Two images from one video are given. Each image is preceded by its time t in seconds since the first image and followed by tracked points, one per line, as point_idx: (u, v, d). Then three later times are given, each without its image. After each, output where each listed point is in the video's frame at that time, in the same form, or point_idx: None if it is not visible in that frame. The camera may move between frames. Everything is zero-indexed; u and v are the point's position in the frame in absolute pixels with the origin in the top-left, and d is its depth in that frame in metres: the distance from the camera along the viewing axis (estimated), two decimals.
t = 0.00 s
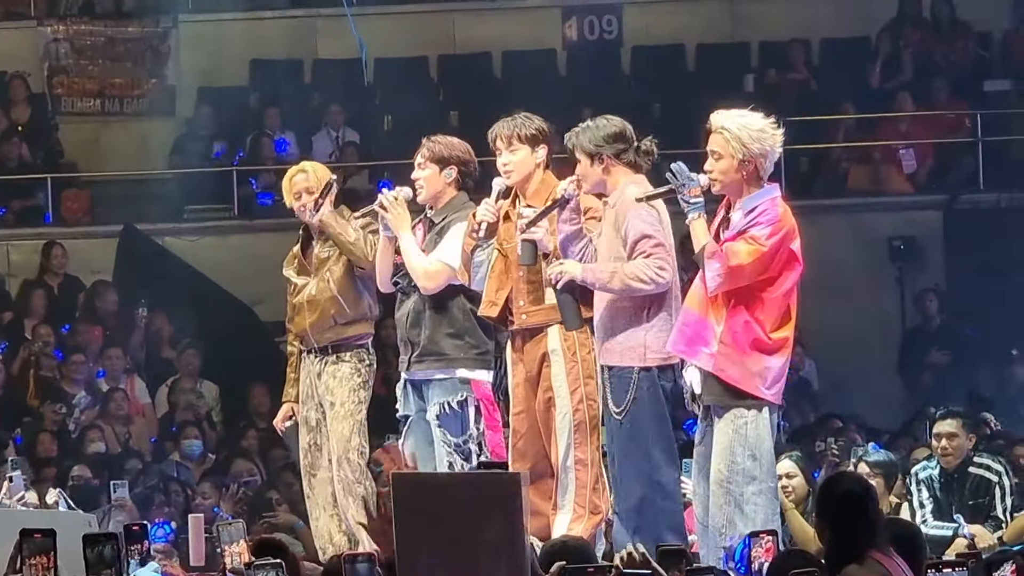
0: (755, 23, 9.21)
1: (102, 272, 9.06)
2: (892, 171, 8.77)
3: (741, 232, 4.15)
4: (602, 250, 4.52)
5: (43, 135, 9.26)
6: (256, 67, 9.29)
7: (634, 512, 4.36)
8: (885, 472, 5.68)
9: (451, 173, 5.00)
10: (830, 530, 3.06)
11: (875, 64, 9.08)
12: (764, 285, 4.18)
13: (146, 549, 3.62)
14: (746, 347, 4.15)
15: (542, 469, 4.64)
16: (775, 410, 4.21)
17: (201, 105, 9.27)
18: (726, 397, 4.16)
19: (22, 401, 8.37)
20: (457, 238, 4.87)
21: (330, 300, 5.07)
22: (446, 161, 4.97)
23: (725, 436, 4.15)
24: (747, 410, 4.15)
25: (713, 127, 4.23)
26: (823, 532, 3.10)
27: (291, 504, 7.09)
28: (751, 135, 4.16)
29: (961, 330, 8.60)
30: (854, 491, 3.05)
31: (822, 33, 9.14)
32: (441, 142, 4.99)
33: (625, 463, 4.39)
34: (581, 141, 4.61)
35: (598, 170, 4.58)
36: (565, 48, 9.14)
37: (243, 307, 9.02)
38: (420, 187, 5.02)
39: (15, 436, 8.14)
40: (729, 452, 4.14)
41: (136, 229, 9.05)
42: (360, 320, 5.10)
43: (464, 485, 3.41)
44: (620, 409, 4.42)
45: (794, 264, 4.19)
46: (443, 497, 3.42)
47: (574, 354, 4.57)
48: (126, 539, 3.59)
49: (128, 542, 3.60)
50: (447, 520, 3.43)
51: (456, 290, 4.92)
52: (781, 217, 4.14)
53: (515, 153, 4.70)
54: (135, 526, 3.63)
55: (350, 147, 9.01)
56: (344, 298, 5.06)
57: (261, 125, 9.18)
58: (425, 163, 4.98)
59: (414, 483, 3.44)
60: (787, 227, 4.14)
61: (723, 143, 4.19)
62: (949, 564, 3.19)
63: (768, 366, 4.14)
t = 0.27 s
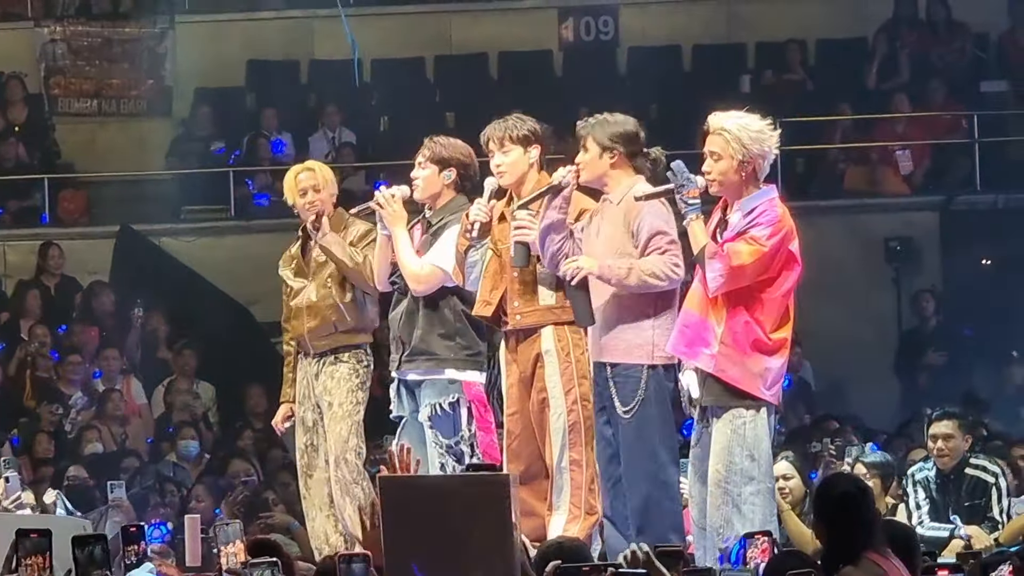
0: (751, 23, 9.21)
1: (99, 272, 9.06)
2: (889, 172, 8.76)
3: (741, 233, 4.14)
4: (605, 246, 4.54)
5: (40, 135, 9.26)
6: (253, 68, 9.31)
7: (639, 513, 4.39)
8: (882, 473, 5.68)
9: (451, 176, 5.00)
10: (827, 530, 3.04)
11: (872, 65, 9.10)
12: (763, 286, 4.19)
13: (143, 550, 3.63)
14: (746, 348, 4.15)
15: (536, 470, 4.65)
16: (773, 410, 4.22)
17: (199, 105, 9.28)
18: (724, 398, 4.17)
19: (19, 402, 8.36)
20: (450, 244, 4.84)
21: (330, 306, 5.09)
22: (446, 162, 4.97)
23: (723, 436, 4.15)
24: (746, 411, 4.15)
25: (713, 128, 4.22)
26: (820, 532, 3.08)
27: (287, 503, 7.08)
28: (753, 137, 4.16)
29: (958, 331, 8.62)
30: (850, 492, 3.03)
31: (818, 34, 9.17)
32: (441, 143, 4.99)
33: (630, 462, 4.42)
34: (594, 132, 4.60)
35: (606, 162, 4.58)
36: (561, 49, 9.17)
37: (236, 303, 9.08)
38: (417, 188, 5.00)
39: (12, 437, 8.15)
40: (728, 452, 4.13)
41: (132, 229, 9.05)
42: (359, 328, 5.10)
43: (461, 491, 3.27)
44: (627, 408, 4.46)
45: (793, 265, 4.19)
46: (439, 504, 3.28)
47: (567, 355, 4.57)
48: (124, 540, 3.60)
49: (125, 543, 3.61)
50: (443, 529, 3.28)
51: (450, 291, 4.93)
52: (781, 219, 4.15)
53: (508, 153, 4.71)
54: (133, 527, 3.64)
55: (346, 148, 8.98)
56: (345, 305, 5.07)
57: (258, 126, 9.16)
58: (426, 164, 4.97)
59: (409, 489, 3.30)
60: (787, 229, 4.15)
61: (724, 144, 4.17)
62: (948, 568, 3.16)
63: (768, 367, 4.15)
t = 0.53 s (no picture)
0: (752, 24, 9.16)
1: (99, 273, 9.04)
2: (887, 173, 8.76)
3: (738, 228, 4.18)
4: (610, 242, 4.52)
5: (40, 135, 9.26)
6: (253, 69, 9.25)
7: (638, 513, 4.37)
8: (881, 473, 5.71)
9: (452, 177, 5.03)
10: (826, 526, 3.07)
11: (871, 66, 9.12)
12: (758, 283, 4.22)
13: (144, 551, 3.64)
14: (742, 344, 4.18)
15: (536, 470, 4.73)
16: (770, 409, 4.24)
17: (199, 106, 9.25)
18: (721, 397, 4.19)
19: (19, 402, 8.38)
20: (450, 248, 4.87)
21: (332, 306, 5.09)
22: (448, 163, 5.01)
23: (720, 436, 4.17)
24: (744, 407, 4.18)
25: (712, 127, 4.29)
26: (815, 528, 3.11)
27: (287, 502, 7.09)
28: (751, 136, 4.24)
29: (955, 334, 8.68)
30: (849, 489, 3.05)
31: (818, 34, 9.12)
32: (443, 145, 5.03)
33: (626, 463, 4.41)
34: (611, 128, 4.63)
35: (620, 158, 4.60)
36: (561, 48, 9.15)
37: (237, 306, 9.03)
38: (419, 189, 5.03)
39: (11, 437, 8.17)
40: (725, 451, 4.16)
41: (131, 229, 9.05)
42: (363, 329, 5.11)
43: (460, 488, 3.31)
44: (625, 409, 4.43)
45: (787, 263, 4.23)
46: (439, 502, 3.31)
47: (569, 355, 4.64)
48: (125, 540, 3.62)
49: (126, 544, 3.63)
50: (443, 527, 3.31)
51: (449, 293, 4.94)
52: (778, 217, 4.19)
53: (508, 155, 4.82)
54: (134, 528, 3.66)
55: (347, 148, 9.04)
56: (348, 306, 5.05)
57: (257, 125, 9.20)
58: (427, 164, 5.01)
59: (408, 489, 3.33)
60: (783, 225, 4.19)
61: (722, 142, 4.25)
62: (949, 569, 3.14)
63: (763, 364, 4.18)
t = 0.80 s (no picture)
0: (749, 24, 9.16)
1: (97, 274, 9.04)
2: (885, 173, 8.78)
3: (728, 228, 4.16)
4: (608, 248, 4.53)
5: (38, 136, 9.22)
6: (250, 69, 9.30)
7: (632, 514, 4.38)
8: (878, 474, 5.73)
9: (446, 174, 5.00)
10: (817, 526, 3.10)
11: (869, 67, 9.11)
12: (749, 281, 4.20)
13: (145, 549, 3.67)
14: (735, 344, 4.16)
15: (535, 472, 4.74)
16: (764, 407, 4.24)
17: (197, 106, 9.26)
18: (711, 396, 4.19)
19: (16, 403, 8.38)
20: (447, 243, 4.87)
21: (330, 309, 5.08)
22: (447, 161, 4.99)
23: (712, 435, 4.17)
24: (734, 406, 4.17)
25: (696, 130, 4.29)
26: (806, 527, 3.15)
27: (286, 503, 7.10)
28: (737, 136, 4.24)
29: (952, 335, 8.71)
30: (841, 488, 3.10)
31: (815, 36, 9.13)
32: (445, 145, 5.04)
33: (619, 464, 4.41)
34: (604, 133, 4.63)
35: (616, 165, 4.60)
36: (559, 50, 9.16)
37: (236, 306, 9.03)
38: (416, 182, 5.00)
39: (9, 439, 8.17)
40: (717, 451, 4.15)
41: (128, 229, 9.09)
42: (362, 331, 5.11)
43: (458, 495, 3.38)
44: (617, 411, 4.44)
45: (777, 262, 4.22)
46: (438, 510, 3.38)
47: (568, 357, 4.66)
48: (125, 540, 3.64)
49: (127, 543, 3.65)
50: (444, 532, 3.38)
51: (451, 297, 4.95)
52: (768, 216, 4.17)
53: (516, 151, 4.80)
54: (134, 527, 3.69)
55: (344, 149, 9.03)
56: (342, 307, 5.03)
57: (255, 126, 9.20)
58: (427, 158, 5.00)
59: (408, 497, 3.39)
60: (772, 224, 4.18)
61: (709, 143, 4.24)
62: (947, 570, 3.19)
63: (757, 363, 4.17)
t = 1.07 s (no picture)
0: (750, 25, 9.12)
1: (97, 275, 9.03)
2: (886, 175, 8.80)
3: (718, 223, 4.18)
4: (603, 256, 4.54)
5: (38, 137, 9.23)
6: (250, 70, 9.30)
7: (633, 515, 4.41)
8: (877, 475, 5.72)
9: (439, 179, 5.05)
10: (814, 528, 3.11)
11: (869, 68, 9.12)
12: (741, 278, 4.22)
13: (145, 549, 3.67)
14: (727, 339, 4.17)
15: (534, 472, 4.71)
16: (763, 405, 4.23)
17: (196, 107, 9.25)
18: (711, 392, 4.19)
19: (15, 404, 8.43)
20: (458, 248, 4.93)
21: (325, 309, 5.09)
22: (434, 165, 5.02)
23: (711, 434, 4.16)
24: (734, 403, 4.17)
25: (682, 134, 4.32)
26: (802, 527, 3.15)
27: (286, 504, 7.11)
28: (722, 137, 4.27)
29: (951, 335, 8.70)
30: (841, 490, 3.10)
31: (815, 37, 9.13)
32: (427, 147, 5.05)
33: (622, 466, 4.45)
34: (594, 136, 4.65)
35: (608, 169, 4.63)
36: (559, 52, 9.16)
37: (234, 308, 8.96)
38: (408, 192, 5.05)
39: (10, 441, 8.20)
40: (717, 450, 4.15)
41: (128, 232, 9.04)
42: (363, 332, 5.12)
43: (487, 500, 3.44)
44: (622, 413, 4.46)
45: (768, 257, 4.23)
46: (460, 509, 3.44)
47: (568, 359, 4.65)
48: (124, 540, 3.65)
49: (126, 543, 3.65)
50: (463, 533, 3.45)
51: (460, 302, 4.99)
52: (757, 211, 4.19)
53: (523, 156, 4.80)
54: (132, 527, 3.69)
55: (345, 151, 9.03)
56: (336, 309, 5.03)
57: (254, 128, 9.20)
58: (412, 168, 5.03)
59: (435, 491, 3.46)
60: (761, 219, 4.20)
61: (696, 145, 4.27)
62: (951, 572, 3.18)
63: (750, 358, 4.17)
